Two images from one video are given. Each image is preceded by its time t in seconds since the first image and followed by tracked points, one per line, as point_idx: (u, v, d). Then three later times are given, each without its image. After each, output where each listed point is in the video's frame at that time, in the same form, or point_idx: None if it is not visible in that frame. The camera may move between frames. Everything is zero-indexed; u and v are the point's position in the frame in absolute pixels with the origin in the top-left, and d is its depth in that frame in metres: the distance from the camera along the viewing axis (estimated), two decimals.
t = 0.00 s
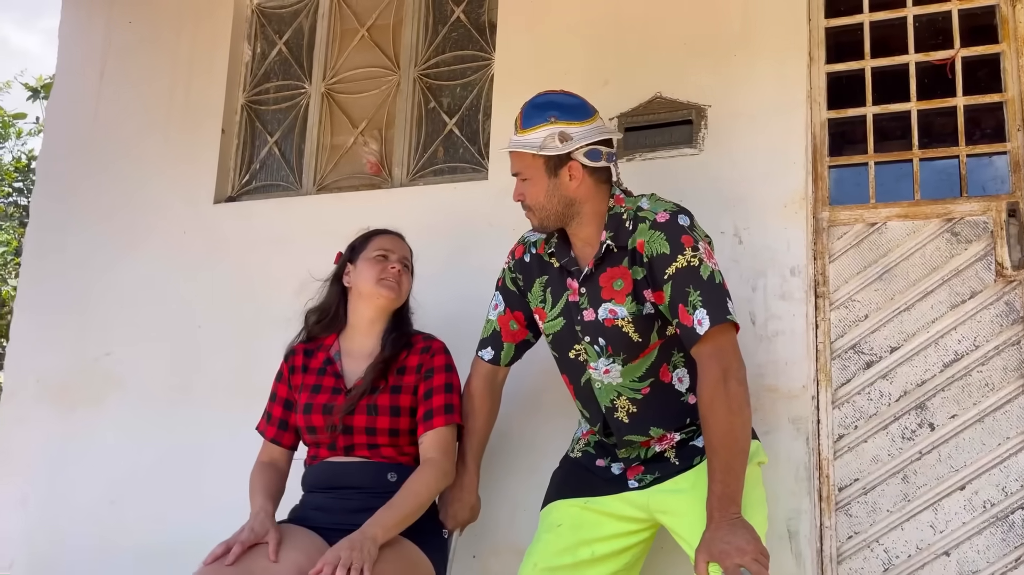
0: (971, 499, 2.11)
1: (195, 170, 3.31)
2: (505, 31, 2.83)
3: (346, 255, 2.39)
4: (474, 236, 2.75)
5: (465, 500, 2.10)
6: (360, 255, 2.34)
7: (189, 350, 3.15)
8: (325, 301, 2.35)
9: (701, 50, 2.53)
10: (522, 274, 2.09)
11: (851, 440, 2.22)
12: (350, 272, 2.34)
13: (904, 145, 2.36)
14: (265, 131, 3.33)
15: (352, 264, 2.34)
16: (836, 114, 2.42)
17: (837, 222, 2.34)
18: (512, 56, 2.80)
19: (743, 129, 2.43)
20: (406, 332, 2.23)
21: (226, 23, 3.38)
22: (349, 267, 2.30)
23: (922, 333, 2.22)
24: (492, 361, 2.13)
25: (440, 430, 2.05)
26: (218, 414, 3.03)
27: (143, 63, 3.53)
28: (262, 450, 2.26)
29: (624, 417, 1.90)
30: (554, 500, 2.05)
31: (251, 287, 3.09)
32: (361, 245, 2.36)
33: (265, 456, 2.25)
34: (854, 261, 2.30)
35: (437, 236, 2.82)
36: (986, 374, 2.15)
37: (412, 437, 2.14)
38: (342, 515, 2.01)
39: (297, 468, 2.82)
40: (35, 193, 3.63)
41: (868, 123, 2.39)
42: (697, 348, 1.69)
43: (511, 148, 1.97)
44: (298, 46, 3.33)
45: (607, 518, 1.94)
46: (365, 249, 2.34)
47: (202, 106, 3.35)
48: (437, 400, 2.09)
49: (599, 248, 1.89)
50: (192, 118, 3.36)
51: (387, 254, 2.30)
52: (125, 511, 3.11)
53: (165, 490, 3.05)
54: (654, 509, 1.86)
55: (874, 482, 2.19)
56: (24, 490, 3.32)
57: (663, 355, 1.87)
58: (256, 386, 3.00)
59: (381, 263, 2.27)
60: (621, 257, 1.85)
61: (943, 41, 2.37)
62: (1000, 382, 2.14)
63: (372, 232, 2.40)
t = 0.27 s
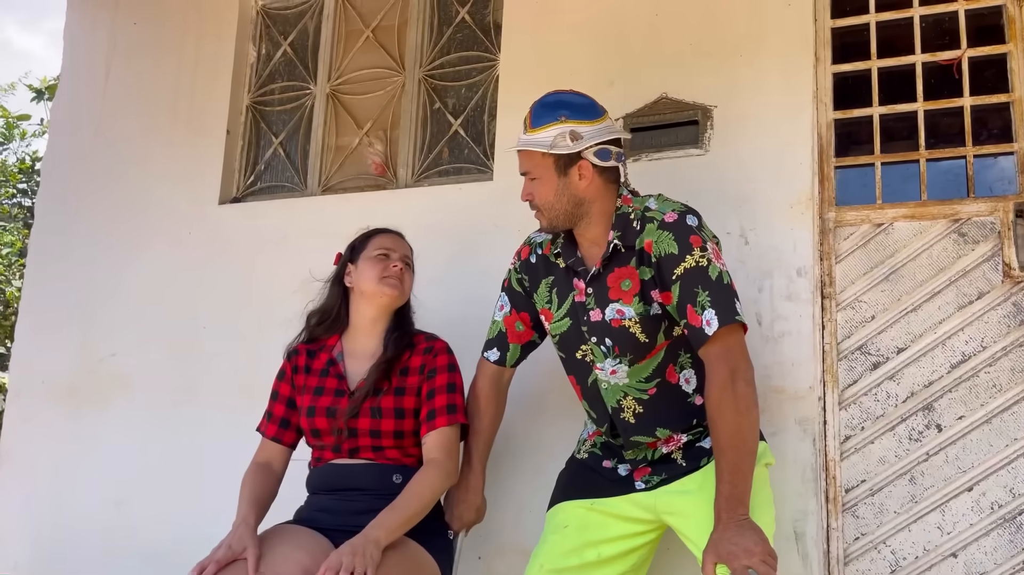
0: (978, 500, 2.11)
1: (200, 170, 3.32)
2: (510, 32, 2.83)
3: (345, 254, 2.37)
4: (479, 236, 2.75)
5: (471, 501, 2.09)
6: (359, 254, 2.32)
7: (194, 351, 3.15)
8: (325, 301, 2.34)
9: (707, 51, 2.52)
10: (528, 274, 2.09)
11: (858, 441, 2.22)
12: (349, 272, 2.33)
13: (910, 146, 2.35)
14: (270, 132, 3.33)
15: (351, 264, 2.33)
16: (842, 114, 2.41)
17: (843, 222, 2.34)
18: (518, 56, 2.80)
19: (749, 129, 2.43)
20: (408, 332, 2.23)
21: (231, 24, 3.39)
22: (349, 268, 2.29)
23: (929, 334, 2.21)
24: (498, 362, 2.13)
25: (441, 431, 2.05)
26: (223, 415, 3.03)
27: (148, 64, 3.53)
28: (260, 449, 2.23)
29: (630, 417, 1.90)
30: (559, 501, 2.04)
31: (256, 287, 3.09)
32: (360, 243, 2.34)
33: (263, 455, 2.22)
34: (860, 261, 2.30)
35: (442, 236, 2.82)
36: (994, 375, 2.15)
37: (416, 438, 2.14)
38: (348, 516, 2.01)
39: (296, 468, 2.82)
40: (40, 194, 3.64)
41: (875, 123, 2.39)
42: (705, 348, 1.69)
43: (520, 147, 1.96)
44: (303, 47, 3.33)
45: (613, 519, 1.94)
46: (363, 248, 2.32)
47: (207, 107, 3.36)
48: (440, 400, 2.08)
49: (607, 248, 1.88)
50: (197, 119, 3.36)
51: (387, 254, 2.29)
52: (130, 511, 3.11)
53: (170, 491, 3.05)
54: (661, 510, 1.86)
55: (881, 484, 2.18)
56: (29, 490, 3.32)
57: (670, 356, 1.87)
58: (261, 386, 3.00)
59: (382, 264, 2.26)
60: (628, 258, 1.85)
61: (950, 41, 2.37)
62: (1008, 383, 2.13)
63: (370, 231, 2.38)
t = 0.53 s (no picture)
0: (984, 499, 2.10)
1: (203, 169, 3.31)
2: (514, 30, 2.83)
3: (347, 252, 2.36)
4: (483, 235, 2.75)
5: (475, 500, 2.09)
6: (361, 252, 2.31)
7: (197, 350, 3.15)
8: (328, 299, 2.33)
9: (712, 48, 2.52)
10: (534, 273, 2.08)
11: (863, 440, 2.21)
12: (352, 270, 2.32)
13: (916, 144, 2.34)
14: (274, 131, 3.33)
15: (353, 262, 2.32)
16: (847, 112, 2.40)
17: (848, 220, 2.32)
18: (522, 55, 2.80)
19: (754, 127, 2.42)
20: (412, 331, 2.22)
21: (235, 23, 3.38)
22: (351, 266, 2.28)
23: (935, 332, 2.21)
24: (504, 361, 2.13)
25: (444, 431, 2.04)
26: (226, 414, 3.03)
27: (151, 63, 3.53)
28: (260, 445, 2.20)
29: (637, 416, 1.89)
30: (564, 499, 2.04)
31: (259, 286, 3.09)
32: (362, 241, 2.33)
33: (262, 451, 2.19)
34: (866, 260, 2.29)
35: (446, 234, 2.81)
36: (1000, 374, 2.14)
37: (421, 437, 2.13)
38: (353, 515, 2.00)
39: (298, 466, 2.83)
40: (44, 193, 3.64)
41: (880, 121, 2.38)
42: (714, 346, 1.69)
43: (530, 143, 1.95)
44: (306, 46, 3.33)
45: (618, 518, 1.93)
46: (366, 246, 2.31)
47: (211, 106, 3.36)
48: (444, 400, 2.07)
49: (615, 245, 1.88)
50: (200, 118, 3.36)
51: (390, 252, 2.28)
52: (133, 511, 3.11)
53: (174, 490, 3.05)
54: (666, 509, 1.85)
55: (887, 482, 2.17)
56: (33, 489, 3.32)
57: (677, 355, 1.86)
58: (264, 385, 2.99)
59: (384, 262, 2.24)
60: (637, 255, 1.84)
61: (956, 38, 2.36)
62: (1014, 382, 2.12)
63: (373, 228, 2.37)
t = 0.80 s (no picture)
0: (990, 499, 2.09)
1: (205, 168, 3.31)
2: (517, 28, 2.82)
3: (351, 249, 2.35)
4: (486, 234, 2.74)
5: (479, 499, 2.08)
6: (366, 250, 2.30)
7: (200, 349, 3.14)
8: (332, 297, 2.32)
9: (715, 47, 2.51)
10: (540, 271, 2.08)
11: (868, 439, 2.20)
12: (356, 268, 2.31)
13: (920, 143, 2.33)
14: (276, 129, 3.32)
15: (358, 260, 2.31)
16: (851, 111, 2.40)
17: (853, 219, 2.32)
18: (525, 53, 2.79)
19: (758, 125, 2.41)
20: (417, 330, 2.22)
21: (237, 22, 3.38)
22: (356, 264, 2.27)
23: (940, 331, 2.20)
24: (509, 360, 2.12)
25: (448, 429, 2.04)
26: (228, 413, 3.03)
27: (153, 62, 3.53)
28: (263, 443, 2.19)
29: (644, 415, 1.88)
30: (568, 498, 2.03)
31: (261, 285, 3.09)
32: (366, 238, 2.32)
33: (265, 449, 2.18)
34: (870, 258, 2.28)
35: (449, 233, 2.81)
36: (1006, 373, 2.13)
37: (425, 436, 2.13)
38: (357, 514, 2.00)
39: (301, 465, 2.83)
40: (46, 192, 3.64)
41: (885, 119, 2.37)
42: (723, 345, 1.68)
43: (538, 139, 1.95)
44: (308, 44, 3.32)
45: (622, 517, 1.92)
46: (371, 244, 2.30)
47: (212, 105, 3.35)
48: (448, 399, 2.07)
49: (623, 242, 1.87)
50: (202, 117, 3.36)
51: (395, 250, 2.27)
52: (135, 509, 3.11)
53: (175, 488, 3.05)
54: (672, 507, 1.84)
55: (891, 482, 2.17)
56: (34, 489, 3.32)
57: (685, 353, 1.86)
58: (266, 384, 2.99)
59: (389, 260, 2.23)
60: (645, 253, 1.84)
61: (961, 37, 2.35)
62: (1020, 381, 2.11)
63: (377, 226, 2.36)
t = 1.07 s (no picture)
0: (993, 500, 2.09)
1: (206, 167, 3.30)
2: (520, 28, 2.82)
3: (354, 249, 2.34)
4: (487, 234, 2.73)
5: (481, 500, 2.07)
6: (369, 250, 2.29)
7: (200, 349, 3.13)
8: (335, 297, 2.31)
9: (719, 47, 2.51)
10: (544, 271, 2.07)
11: (871, 441, 2.20)
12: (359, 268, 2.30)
13: (924, 144, 2.33)
14: (277, 129, 3.32)
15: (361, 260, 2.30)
16: (855, 112, 2.39)
17: (856, 220, 2.31)
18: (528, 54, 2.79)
19: (762, 126, 2.41)
20: (420, 330, 2.21)
21: (239, 21, 3.37)
22: (359, 264, 2.26)
23: (943, 332, 2.19)
24: (512, 360, 2.11)
25: (450, 428, 2.03)
26: (229, 413, 3.02)
27: (154, 61, 3.52)
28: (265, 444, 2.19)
29: (648, 416, 1.87)
30: (571, 499, 2.02)
31: (262, 284, 3.08)
32: (371, 237, 2.31)
33: (267, 450, 2.18)
34: (873, 259, 2.28)
35: (450, 233, 2.80)
36: (1010, 375, 2.12)
37: (428, 437, 2.12)
38: (359, 514, 1.99)
39: (303, 465, 2.82)
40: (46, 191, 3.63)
41: (889, 120, 2.37)
42: (729, 345, 1.68)
43: (544, 137, 1.94)
44: (310, 43, 3.32)
45: (626, 518, 1.92)
46: (374, 244, 2.29)
47: (214, 104, 3.34)
48: (451, 399, 2.06)
49: (628, 241, 1.86)
50: (203, 116, 3.35)
51: (398, 250, 2.26)
52: (135, 510, 3.10)
53: (175, 488, 3.04)
54: (675, 508, 1.84)
55: (894, 483, 2.16)
56: (34, 489, 3.31)
57: (690, 354, 1.85)
58: (267, 384, 2.98)
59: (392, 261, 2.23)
60: (651, 252, 1.83)
61: (965, 38, 2.35)
62: None
63: (380, 226, 2.36)
